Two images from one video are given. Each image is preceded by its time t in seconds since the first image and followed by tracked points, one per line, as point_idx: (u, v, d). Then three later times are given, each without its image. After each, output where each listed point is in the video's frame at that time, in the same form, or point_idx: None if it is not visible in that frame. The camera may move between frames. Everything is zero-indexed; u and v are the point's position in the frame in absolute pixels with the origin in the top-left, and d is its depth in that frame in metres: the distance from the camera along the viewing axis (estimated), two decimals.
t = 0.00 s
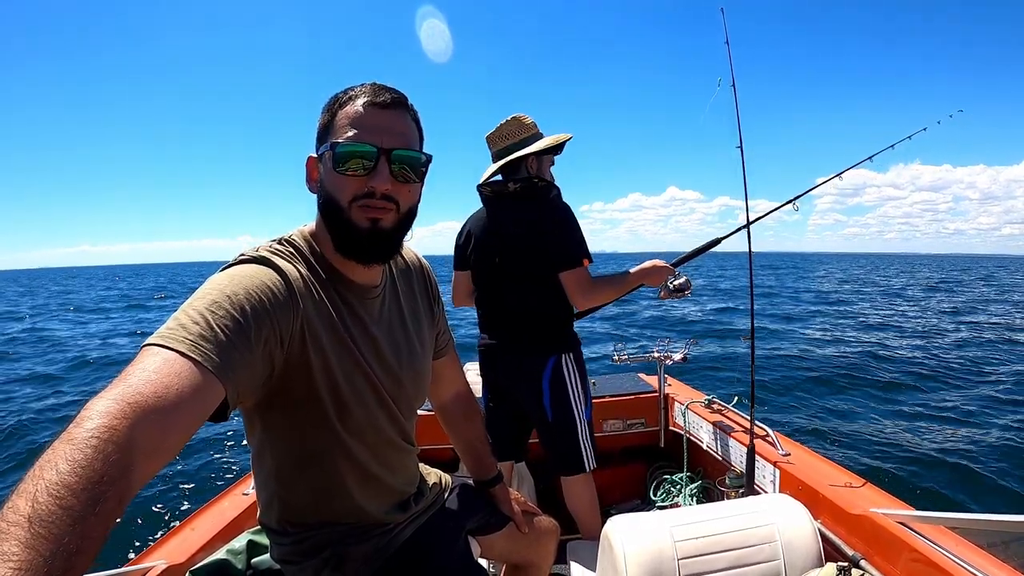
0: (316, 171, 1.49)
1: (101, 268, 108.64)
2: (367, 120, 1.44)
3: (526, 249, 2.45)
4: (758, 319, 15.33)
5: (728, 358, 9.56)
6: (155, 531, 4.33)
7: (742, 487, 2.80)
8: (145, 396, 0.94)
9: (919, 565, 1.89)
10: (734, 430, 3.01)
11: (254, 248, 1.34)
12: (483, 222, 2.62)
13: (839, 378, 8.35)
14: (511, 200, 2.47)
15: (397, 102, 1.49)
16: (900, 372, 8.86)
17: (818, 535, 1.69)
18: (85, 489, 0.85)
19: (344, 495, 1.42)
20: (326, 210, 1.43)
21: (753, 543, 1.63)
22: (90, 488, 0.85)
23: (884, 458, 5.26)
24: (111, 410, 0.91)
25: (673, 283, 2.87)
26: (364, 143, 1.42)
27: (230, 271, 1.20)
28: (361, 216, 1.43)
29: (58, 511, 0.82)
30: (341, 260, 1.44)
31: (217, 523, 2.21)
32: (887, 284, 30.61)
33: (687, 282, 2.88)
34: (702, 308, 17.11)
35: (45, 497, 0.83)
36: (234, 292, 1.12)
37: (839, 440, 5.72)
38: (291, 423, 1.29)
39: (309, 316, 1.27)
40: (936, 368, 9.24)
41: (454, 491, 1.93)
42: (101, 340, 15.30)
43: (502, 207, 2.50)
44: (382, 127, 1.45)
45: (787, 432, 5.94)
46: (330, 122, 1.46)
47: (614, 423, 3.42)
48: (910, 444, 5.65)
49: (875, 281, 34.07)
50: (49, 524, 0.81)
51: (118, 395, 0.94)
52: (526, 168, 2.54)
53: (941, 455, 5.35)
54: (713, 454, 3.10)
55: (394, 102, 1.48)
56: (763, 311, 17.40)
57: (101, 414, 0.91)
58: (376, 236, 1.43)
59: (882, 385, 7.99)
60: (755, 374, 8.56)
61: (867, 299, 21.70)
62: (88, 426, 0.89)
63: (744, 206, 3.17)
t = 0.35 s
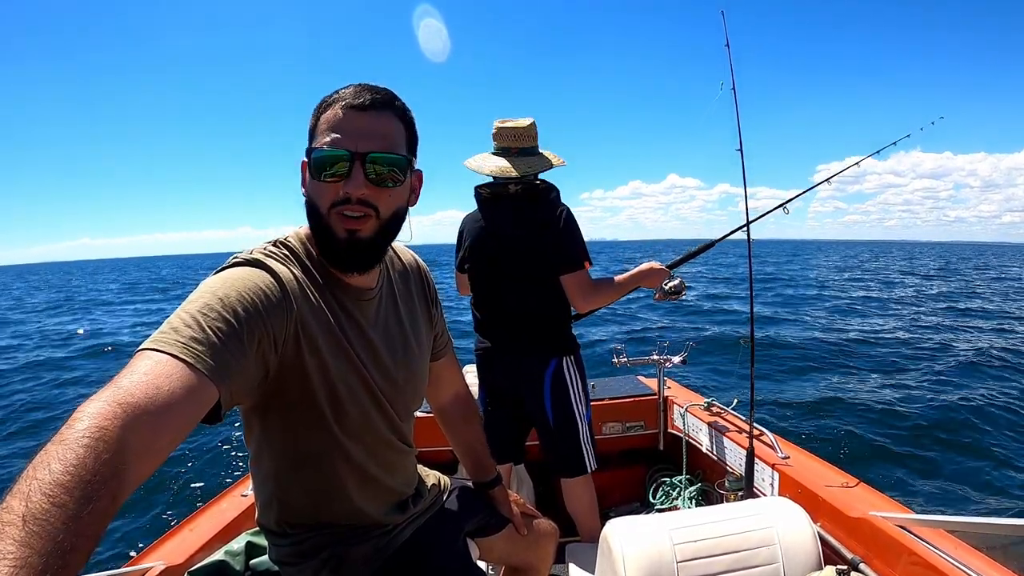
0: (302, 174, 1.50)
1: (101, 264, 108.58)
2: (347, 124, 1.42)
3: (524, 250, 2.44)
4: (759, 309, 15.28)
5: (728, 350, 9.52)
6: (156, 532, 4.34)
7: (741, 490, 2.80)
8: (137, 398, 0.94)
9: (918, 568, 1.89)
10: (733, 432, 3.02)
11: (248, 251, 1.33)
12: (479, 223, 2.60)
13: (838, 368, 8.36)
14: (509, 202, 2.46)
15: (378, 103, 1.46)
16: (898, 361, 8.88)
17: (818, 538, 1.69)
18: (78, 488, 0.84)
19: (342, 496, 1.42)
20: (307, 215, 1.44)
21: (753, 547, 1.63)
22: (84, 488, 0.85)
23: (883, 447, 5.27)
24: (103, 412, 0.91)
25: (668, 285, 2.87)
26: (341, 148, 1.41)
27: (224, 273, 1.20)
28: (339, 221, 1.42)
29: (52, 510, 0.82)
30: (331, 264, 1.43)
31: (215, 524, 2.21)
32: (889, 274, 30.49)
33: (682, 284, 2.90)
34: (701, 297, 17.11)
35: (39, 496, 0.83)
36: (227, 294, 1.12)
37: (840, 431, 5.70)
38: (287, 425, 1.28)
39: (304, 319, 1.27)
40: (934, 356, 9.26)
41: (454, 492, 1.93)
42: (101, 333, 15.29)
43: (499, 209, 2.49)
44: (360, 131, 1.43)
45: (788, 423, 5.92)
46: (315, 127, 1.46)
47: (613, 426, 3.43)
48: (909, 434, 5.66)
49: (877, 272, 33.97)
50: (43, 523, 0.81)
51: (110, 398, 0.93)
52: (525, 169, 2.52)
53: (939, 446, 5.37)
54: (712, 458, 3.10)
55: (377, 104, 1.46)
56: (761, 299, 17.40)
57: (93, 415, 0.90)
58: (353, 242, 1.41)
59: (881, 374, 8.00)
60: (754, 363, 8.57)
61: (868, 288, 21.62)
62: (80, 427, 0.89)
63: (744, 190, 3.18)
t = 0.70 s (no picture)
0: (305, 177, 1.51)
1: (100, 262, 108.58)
2: (342, 125, 1.41)
3: (526, 250, 2.44)
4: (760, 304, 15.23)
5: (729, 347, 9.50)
6: (158, 531, 4.35)
7: (741, 490, 2.80)
8: (137, 395, 0.94)
9: (917, 569, 1.90)
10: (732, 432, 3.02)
11: (254, 250, 1.33)
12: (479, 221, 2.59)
13: (838, 360, 8.35)
14: (512, 201, 2.44)
15: (372, 103, 1.44)
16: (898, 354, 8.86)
17: (818, 539, 1.69)
18: (77, 483, 0.84)
19: (345, 496, 1.42)
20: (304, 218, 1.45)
21: (753, 547, 1.63)
22: (83, 484, 0.85)
23: (883, 442, 5.25)
24: (102, 408, 0.91)
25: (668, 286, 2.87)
26: (334, 150, 1.40)
27: (228, 272, 1.20)
28: (332, 224, 1.41)
29: (51, 505, 0.82)
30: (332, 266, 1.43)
31: (214, 523, 2.21)
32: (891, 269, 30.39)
33: (682, 286, 2.90)
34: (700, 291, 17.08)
35: (39, 490, 0.83)
36: (231, 293, 1.12)
37: (841, 425, 5.67)
38: (290, 424, 1.28)
39: (309, 318, 1.27)
40: (934, 350, 9.24)
41: (456, 493, 1.94)
42: (99, 332, 15.25)
43: (502, 208, 2.48)
44: (352, 132, 1.41)
45: (788, 418, 5.91)
46: (316, 127, 1.46)
47: (613, 425, 3.42)
48: (909, 427, 5.65)
49: (878, 267, 33.86)
50: (42, 518, 0.81)
51: (109, 394, 0.94)
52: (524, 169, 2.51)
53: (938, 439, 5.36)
54: (712, 458, 3.10)
55: (373, 103, 1.44)
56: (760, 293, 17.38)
57: (91, 412, 0.90)
58: (345, 245, 1.41)
59: (881, 366, 7.98)
60: (754, 357, 8.55)
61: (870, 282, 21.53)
62: (79, 423, 0.89)
63: (744, 185, 3.06)
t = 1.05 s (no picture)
0: (328, 174, 1.47)
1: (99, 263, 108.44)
2: (386, 131, 1.42)
3: (529, 250, 2.44)
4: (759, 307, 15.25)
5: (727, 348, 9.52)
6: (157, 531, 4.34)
7: (742, 489, 2.81)
8: (135, 395, 0.93)
9: (918, 568, 1.90)
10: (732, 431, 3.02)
11: (259, 250, 1.33)
12: (479, 221, 2.58)
13: (837, 365, 8.36)
14: (514, 201, 2.45)
15: (416, 110, 1.46)
16: (897, 358, 8.86)
17: (818, 538, 1.69)
18: (74, 484, 0.84)
19: (347, 497, 1.42)
20: (336, 220, 1.42)
21: (753, 546, 1.63)
22: (80, 484, 0.85)
23: (881, 448, 5.26)
24: (99, 408, 0.91)
25: (672, 284, 2.86)
26: (380, 156, 1.41)
27: (232, 271, 1.20)
28: (371, 230, 1.42)
29: (48, 506, 0.82)
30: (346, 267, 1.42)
31: (215, 524, 2.20)
32: (890, 271, 30.41)
33: (685, 283, 2.89)
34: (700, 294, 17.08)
35: (36, 491, 0.82)
36: (234, 293, 1.12)
37: (838, 430, 5.69)
38: (292, 425, 1.28)
39: (311, 319, 1.26)
40: (933, 355, 9.25)
41: (456, 494, 1.93)
42: (96, 332, 15.20)
43: (503, 208, 2.48)
44: (399, 139, 1.43)
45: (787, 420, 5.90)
46: (348, 126, 1.43)
47: (613, 425, 3.42)
48: (908, 432, 5.66)
49: (877, 269, 33.90)
50: (39, 519, 0.81)
51: (106, 394, 0.93)
52: (526, 169, 2.51)
53: (938, 443, 5.36)
54: (713, 457, 3.10)
55: (415, 111, 1.46)
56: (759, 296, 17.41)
57: (88, 412, 0.90)
58: (385, 252, 1.43)
59: (880, 371, 7.99)
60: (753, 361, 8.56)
61: (868, 285, 21.56)
62: (76, 424, 0.88)
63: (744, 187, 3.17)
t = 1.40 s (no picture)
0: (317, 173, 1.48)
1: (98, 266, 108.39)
2: (368, 129, 1.41)
3: (526, 249, 2.44)
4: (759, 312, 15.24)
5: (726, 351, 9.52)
6: (156, 532, 4.33)
7: (742, 489, 2.81)
8: (135, 393, 0.93)
9: (919, 567, 1.90)
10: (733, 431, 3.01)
11: (259, 246, 1.33)
12: (475, 222, 2.58)
13: (837, 369, 8.37)
14: (510, 200, 2.45)
15: (402, 107, 1.45)
16: (896, 363, 8.88)
17: (818, 537, 1.69)
18: (73, 483, 0.84)
19: (346, 498, 1.42)
20: (321, 219, 1.43)
21: (754, 546, 1.63)
22: (80, 483, 0.85)
23: (882, 450, 5.25)
24: (100, 405, 0.91)
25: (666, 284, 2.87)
26: (361, 155, 1.41)
27: (230, 268, 1.20)
28: (354, 228, 1.43)
29: (47, 505, 0.82)
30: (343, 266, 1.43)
31: (215, 525, 2.20)
32: (890, 276, 30.42)
33: (680, 283, 2.89)
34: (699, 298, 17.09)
35: (36, 489, 0.82)
36: (234, 290, 1.12)
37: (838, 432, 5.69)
38: (290, 424, 1.28)
39: (310, 317, 1.27)
40: (932, 359, 9.26)
41: (455, 494, 1.93)
42: (95, 337, 15.16)
43: (500, 208, 2.48)
44: (381, 137, 1.42)
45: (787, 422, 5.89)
46: (334, 126, 1.44)
47: (614, 425, 3.42)
48: (908, 434, 5.65)
49: (878, 273, 33.85)
50: (39, 518, 0.81)
51: (106, 391, 0.93)
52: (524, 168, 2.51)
53: (938, 446, 5.35)
54: (713, 457, 3.10)
55: (400, 109, 1.45)
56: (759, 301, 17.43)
57: (88, 410, 0.90)
58: (370, 250, 1.43)
59: (880, 375, 8.00)
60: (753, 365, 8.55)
61: (867, 290, 21.59)
62: (76, 421, 0.88)
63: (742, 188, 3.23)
